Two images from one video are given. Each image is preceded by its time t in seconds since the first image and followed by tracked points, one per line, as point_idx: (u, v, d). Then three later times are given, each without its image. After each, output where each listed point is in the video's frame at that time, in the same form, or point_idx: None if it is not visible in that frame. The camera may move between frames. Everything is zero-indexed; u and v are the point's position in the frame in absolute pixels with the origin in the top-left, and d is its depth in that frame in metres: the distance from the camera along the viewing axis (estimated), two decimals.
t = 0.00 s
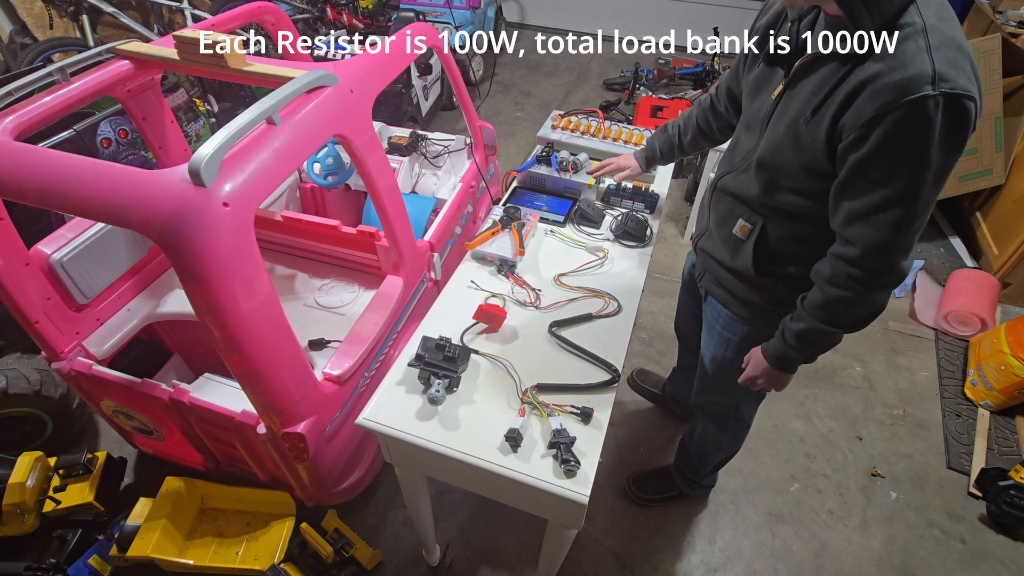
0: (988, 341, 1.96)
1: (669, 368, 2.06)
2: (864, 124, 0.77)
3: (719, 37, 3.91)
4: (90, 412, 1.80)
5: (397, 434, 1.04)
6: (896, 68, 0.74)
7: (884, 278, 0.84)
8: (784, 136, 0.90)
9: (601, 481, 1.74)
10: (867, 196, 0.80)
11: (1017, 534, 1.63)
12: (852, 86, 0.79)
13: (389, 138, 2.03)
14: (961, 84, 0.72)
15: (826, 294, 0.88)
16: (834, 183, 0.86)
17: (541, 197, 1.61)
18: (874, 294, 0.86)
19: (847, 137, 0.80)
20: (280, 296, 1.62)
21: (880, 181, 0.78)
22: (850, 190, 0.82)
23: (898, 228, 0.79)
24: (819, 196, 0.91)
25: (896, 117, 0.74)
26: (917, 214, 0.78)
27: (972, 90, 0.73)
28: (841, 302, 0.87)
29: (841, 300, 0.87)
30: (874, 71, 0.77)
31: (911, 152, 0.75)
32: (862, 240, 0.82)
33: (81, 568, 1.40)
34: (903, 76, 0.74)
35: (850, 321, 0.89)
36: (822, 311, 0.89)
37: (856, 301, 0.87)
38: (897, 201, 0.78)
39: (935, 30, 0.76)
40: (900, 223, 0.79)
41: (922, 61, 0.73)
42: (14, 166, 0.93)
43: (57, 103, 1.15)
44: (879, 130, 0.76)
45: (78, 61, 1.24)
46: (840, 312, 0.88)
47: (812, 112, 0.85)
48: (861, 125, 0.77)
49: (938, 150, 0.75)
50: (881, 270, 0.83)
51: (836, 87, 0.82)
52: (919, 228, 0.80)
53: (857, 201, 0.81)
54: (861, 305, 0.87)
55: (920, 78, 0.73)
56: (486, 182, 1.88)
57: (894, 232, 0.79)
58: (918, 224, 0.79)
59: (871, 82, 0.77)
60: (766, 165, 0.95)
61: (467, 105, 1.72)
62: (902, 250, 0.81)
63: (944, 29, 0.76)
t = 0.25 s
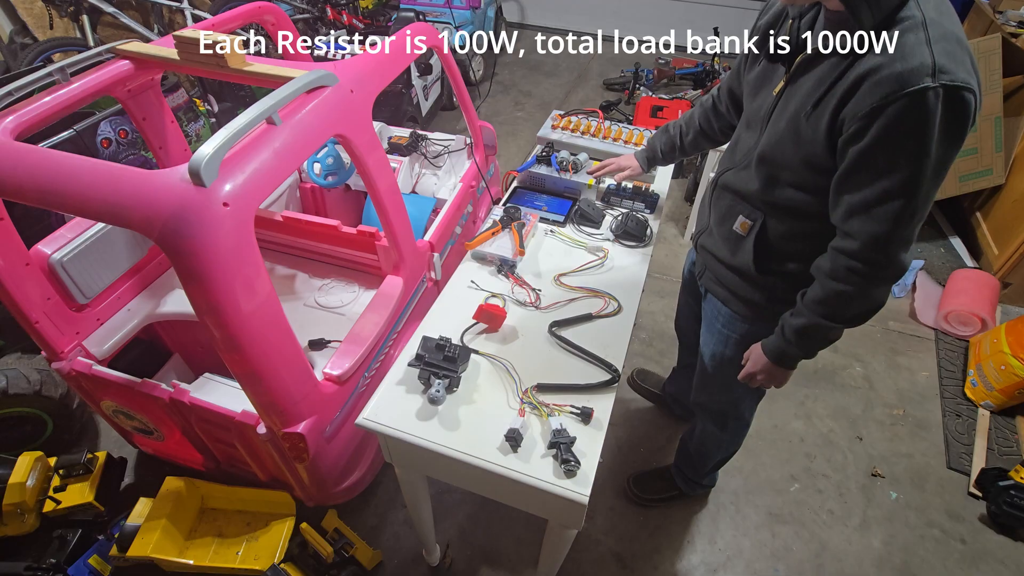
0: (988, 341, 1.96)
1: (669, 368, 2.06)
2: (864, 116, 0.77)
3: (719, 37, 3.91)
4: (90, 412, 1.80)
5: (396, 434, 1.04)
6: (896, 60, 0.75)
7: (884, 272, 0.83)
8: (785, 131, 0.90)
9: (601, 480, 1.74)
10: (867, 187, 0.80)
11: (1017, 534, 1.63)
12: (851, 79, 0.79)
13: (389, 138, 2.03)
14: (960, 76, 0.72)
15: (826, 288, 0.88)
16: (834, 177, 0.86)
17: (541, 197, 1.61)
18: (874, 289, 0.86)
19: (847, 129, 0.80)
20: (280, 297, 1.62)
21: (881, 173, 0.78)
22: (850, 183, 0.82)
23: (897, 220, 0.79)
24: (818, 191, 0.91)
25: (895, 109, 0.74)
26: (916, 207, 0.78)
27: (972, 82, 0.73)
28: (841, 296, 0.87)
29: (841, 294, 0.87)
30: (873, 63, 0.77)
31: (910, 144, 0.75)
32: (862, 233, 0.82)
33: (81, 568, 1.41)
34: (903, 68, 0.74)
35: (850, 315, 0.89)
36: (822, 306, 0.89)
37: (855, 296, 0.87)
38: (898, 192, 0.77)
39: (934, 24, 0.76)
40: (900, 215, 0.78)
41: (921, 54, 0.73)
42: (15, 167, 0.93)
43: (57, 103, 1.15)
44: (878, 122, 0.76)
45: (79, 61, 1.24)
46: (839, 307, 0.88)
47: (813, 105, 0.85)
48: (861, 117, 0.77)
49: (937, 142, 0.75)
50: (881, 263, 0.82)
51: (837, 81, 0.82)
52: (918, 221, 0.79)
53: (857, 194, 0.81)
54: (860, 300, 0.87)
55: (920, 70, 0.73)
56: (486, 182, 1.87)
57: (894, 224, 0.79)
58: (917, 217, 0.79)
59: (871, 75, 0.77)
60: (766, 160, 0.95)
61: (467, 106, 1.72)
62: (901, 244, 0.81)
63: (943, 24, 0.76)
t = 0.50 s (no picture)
0: (988, 341, 1.95)
1: (669, 368, 2.06)
2: (855, 106, 0.77)
3: (719, 37, 3.91)
4: (90, 412, 1.80)
5: (396, 434, 1.04)
6: (888, 51, 0.75)
7: (875, 263, 0.83)
8: (782, 122, 0.90)
9: (601, 480, 1.74)
10: (858, 178, 0.80)
11: (1017, 535, 1.63)
12: (845, 70, 0.79)
13: (389, 138, 2.03)
14: (951, 68, 0.72)
15: (820, 281, 0.88)
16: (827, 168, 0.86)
17: (541, 197, 1.61)
18: (866, 281, 0.85)
19: (840, 119, 0.80)
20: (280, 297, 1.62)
21: (871, 164, 0.78)
22: (843, 173, 0.82)
23: (887, 211, 0.79)
24: (813, 183, 0.91)
25: (885, 99, 0.74)
26: (907, 198, 0.78)
27: (963, 75, 0.73)
28: (834, 287, 0.87)
29: (834, 286, 0.87)
30: (866, 54, 0.77)
31: (900, 134, 0.75)
32: (853, 224, 0.82)
33: (81, 568, 1.41)
34: (895, 59, 0.74)
35: (844, 308, 0.88)
36: (817, 299, 0.89)
37: (849, 288, 0.86)
38: (888, 182, 0.77)
39: (928, 17, 0.76)
40: (890, 206, 0.78)
41: (913, 45, 0.74)
42: (14, 166, 0.93)
43: (57, 103, 1.15)
44: (869, 112, 0.76)
45: (79, 61, 1.24)
46: (832, 299, 0.88)
47: (809, 95, 0.85)
48: (853, 107, 0.78)
49: (927, 133, 0.74)
50: (871, 254, 0.82)
51: (831, 72, 0.82)
52: (908, 212, 0.79)
53: (848, 183, 0.81)
54: (853, 292, 0.87)
55: (911, 61, 0.73)
56: (486, 183, 1.87)
57: (884, 214, 0.79)
58: (907, 208, 0.79)
59: (863, 66, 0.77)
60: (762, 151, 0.95)
61: (467, 106, 1.72)
62: (891, 235, 0.81)
63: (938, 18, 0.76)
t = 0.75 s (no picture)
0: (989, 341, 1.95)
1: (669, 368, 2.06)
2: (869, 96, 0.77)
3: (719, 37, 3.92)
4: (90, 411, 1.80)
5: (396, 434, 1.04)
6: (902, 42, 0.75)
7: (875, 250, 0.83)
8: (788, 114, 0.90)
9: (601, 480, 1.74)
10: (866, 167, 0.80)
11: (1017, 535, 1.63)
12: (857, 60, 0.79)
13: (389, 138, 2.03)
14: (959, 59, 0.73)
15: (820, 266, 0.88)
16: (834, 159, 0.86)
17: (541, 197, 1.62)
18: (865, 267, 0.86)
19: (852, 110, 0.80)
20: (280, 296, 1.62)
21: (880, 154, 0.78)
22: (851, 163, 0.81)
23: (893, 199, 0.79)
24: (818, 174, 0.91)
25: (899, 89, 0.74)
26: (912, 187, 0.78)
27: (969, 66, 0.74)
28: (834, 273, 0.87)
29: (834, 272, 0.87)
30: (879, 45, 0.77)
31: (911, 124, 0.75)
32: (859, 212, 0.82)
33: (81, 568, 1.41)
34: (907, 50, 0.74)
35: (840, 294, 0.89)
36: (814, 284, 0.88)
37: (848, 274, 0.86)
38: (896, 170, 0.77)
39: (934, 9, 0.77)
40: (897, 194, 0.78)
41: (924, 36, 0.74)
42: (14, 167, 0.93)
43: (57, 103, 1.15)
44: (883, 102, 0.76)
45: (79, 61, 1.24)
46: (831, 285, 0.88)
47: (822, 84, 0.84)
48: (866, 97, 0.77)
49: (936, 123, 0.75)
50: (872, 240, 0.82)
51: (842, 62, 0.82)
52: (913, 201, 0.80)
53: (856, 173, 0.81)
54: (851, 279, 0.87)
55: (923, 51, 0.73)
56: (486, 183, 1.87)
57: (890, 202, 0.79)
58: (912, 198, 0.79)
59: (876, 57, 0.77)
60: (768, 144, 0.94)
61: (468, 106, 1.72)
62: (893, 222, 0.81)
63: (943, 9, 0.77)
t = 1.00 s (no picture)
0: (989, 341, 1.95)
1: (669, 368, 2.06)
2: (875, 90, 0.77)
3: (720, 37, 3.92)
4: (91, 411, 1.80)
5: (397, 434, 1.04)
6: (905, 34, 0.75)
7: (898, 238, 0.84)
8: (793, 114, 0.90)
9: (601, 480, 1.74)
10: (879, 159, 0.80)
11: (1017, 535, 1.63)
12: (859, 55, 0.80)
13: (389, 138, 2.03)
14: (960, 45, 0.75)
15: (843, 261, 0.88)
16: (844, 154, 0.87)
17: (541, 197, 1.61)
18: (888, 255, 0.86)
19: (859, 105, 0.80)
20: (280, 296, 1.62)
21: (893, 144, 0.78)
22: (862, 156, 0.82)
23: (911, 186, 0.79)
24: (827, 168, 0.91)
25: (907, 80, 0.75)
26: (928, 173, 0.79)
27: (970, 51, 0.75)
28: (859, 266, 0.87)
29: (858, 264, 0.87)
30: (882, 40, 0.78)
31: (921, 112, 0.75)
32: (878, 203, 0.82)
33: (81, 568, 1.41)
34: (910, 41, 0.75)
35: (867, 284, 0.89)
36: (840, 278, 0.89)
37: (871, 264, 0.86)
38: (910, 159, 0.78)
39: None
40: (913, 182, 0.79)
41: (924, 26, 0.75)
42: (14, 167, 0.93)
43: (57, 103, 1.15)
44: (891, 95, 0.76)
45: (79, 61, 1.24)
46: (856, 276, 0.88)
47: (823, 83, 0.85)
48: (873, 91, 0.78)
49: (944, 108, 0.76)
50: (895, 229, 0.83)
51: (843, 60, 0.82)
52: (930, 187, 0.80)
53: (869, 165, 0.82)
54: (875, 268, 0.87)
55: (926, 41, 0.74)
56: (486, 183, 1.87)
57: (908, 190, 0.79)
58: (928, 183, 0.80)
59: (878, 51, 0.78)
60: (774, 145, 0.94)
61: (467, 106, 1.72)
62: (914, 209, 0.81)
63: None
